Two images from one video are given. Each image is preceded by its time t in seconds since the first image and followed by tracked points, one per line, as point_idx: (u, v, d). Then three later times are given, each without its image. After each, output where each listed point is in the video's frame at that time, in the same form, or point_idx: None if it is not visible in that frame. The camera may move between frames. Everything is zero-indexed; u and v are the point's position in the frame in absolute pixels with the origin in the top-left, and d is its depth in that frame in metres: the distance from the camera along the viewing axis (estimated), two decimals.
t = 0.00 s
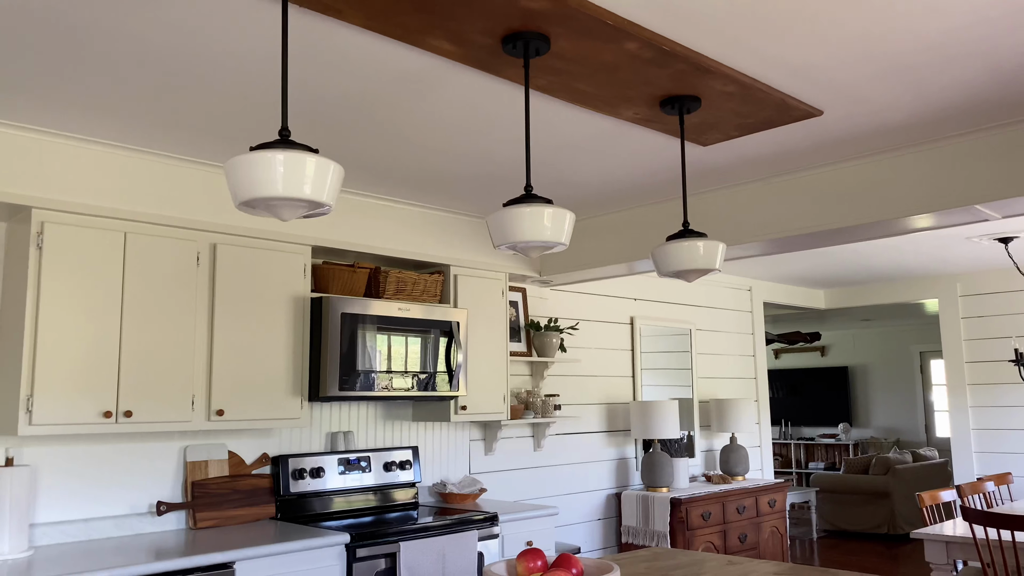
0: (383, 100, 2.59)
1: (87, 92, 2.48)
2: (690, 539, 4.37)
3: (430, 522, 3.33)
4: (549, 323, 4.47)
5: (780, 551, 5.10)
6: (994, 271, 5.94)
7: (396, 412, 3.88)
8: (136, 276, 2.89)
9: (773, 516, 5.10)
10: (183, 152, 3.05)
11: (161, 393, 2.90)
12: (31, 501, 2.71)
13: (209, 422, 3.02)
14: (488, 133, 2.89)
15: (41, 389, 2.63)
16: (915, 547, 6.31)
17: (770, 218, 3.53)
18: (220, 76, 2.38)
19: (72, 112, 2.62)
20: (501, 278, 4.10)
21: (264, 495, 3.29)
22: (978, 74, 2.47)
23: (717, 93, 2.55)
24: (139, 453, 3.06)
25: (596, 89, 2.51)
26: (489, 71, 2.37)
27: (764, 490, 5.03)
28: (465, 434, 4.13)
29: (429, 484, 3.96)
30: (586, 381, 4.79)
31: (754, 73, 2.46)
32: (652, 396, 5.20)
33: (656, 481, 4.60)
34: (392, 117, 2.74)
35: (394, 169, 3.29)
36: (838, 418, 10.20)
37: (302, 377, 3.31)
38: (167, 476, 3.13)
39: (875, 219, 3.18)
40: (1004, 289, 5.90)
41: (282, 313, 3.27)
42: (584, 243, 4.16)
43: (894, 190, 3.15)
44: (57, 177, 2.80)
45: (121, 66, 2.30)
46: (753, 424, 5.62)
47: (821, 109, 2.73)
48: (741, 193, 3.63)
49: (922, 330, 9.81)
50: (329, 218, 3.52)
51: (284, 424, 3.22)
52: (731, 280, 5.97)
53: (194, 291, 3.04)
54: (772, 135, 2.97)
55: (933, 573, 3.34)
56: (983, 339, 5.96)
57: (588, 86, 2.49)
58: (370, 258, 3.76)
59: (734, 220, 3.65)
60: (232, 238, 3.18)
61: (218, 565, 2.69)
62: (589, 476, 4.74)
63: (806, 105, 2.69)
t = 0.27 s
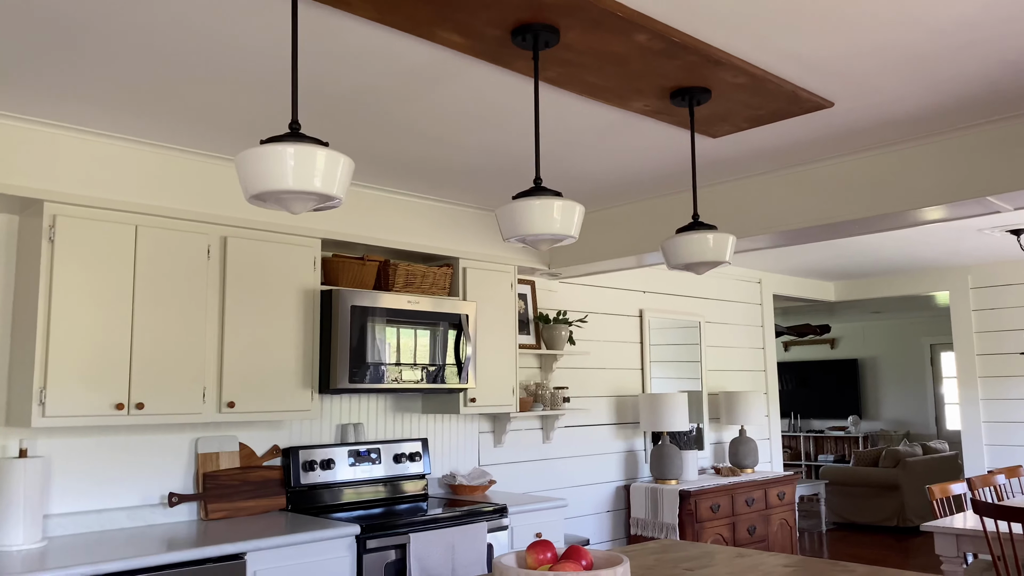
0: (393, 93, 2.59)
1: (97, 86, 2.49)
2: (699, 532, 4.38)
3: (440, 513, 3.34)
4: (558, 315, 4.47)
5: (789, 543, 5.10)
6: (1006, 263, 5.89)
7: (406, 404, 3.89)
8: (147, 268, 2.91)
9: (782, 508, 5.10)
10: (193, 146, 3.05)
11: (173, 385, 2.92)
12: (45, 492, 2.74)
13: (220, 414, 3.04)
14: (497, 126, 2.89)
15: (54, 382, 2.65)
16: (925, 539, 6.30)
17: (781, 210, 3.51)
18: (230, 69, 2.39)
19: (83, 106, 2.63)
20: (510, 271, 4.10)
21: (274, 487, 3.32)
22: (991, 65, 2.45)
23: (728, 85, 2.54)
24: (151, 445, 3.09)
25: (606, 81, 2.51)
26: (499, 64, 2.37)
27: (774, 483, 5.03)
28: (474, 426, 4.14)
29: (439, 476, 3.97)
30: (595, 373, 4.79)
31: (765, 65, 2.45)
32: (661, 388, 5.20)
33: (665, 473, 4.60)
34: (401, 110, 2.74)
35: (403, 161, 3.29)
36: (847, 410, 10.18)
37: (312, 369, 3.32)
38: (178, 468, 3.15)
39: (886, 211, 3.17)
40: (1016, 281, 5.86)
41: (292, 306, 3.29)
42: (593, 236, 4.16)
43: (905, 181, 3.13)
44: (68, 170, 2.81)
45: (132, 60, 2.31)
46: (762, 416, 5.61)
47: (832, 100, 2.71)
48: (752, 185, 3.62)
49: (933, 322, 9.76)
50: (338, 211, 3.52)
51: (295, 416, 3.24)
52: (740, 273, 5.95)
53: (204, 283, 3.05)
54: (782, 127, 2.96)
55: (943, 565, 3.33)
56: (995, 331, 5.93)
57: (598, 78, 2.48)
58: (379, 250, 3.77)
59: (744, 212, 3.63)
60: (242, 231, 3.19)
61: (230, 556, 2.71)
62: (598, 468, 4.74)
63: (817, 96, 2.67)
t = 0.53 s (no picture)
0: (404, 83, 2.59)
1: (110, 78, 2.49)
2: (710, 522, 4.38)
3: (452, 503, 3.36)
4: (570, 306, 4.47)
5: (801, 534, 5.10)
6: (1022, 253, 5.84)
7: (418, 394, 3.90)
8: (161, 259, 2.92)
9: (794, 499, 5.09)
10: (206, 137, 3.06)
11: (187, 375, 2.94)
12: (61, 481, 2.77)
13: (234, 404, 3.06)
14: (509, 116, 2.88)
15: (70, 372, 2.67)
16: (937, 530, 6.29)
17: (794, 200, 3.49)
18: (242, 61, 2.39)
19: (97, 98, 2.64)
20: (522, 262, 4.10)
21: (288, 476, 3.34)
22: (1008, 53, 2.42)
23: (741, 74, 2.52)
24: (166, 435, 3.11)
25: (618, 70, 2.49)
26: (510, 54, 2.36)
27: (785, 474, 5.03)
28: (486, 416, 4.15)
29: (451, 465, 3.99)
30: (607, 364, 4.79)
31: (778, 54, 2.43)
32: (673, 379, 5.19)
33: (676, 464, 4.60)
34: (413, 101, 2.74)
35: (414, 152, 3.29)
36: (860, 401, 10.15)
37: (324, 360, 3.34)
38: (193, 457, 3.18)
39: (900, 201, 3.15)
40: None
41: (305, 297, 3.30)
42: (605, 226, 4.15)
43: (919, 171, 3.11)
44: (83, 162, 2.83)
45: (145, 52, 2.31)
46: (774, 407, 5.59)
47: (846, 89, 2.69)
48: (765, 175, 3.60)
49: (946, 313, 9.70)
50: (350, 202, 3.53)
51: (308, 406, 3.26)
52: (753, 263, 5.93)
53: (218, 274, 3.06)
54: (796, 116, 2.94)
55: (956, 557, 3.32)
56: (1009, 322, 5.88)
57: (610, 68, 2.47)
58: (391, 242, 3.77)
59: (757, 202, 3.61)
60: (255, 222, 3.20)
61: (244, 545, 2.74)
62: (610, 459, 4.75)
63: (831, 86, 2.65)
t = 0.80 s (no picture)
0: (419, 72, 2.58)
1: (126, 69, 2.50)
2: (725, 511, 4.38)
3: (467, 491, 3.37)
4: (584, 295, 4.46)
5: (816, 523, 5.09)
6: None
7: (433, 383, 3.92)
8: (178, 249, 2.94)
9: (809, 488, 5.08)
10: (222, 127, 3.07)
11: (203, 364, 2.96)
12: (80, 469, 2.80)
13: (251, 392, 3.08)
14: (524, 104, 2.87)
15: (88, 360, 2.70)
16: (953, 520, 6.26)
17: (810, 188, 3.46)
18: (256, 50, 2.39)
19: (113, 88, 2.66)
20: (536, 251, 4.09)
21: (304, 464, 3.36)
22: None
23: (758, 61, 2.50)
24: (183, 423, 3.14)
25: (634, 57, 2.48)
26: (525, 41, 2.35)
27: (800, 463, 5.02)
28: (500, 405, 4.16)
29: (465, 454, 4.00)
30: (621, 353, 4.79)
31: (796, 41, 2.41)
32: (687, 368, 5.18)
33: (691, 453, 4.60)
34: (427, 89, 2.73)
35: (428, 141, 3.28)
36: (875, 390, 10.10)
37: (340, 348, 3.35)
38: (210, 445, 3.20)
39: (918, 189, 3.12)
40: None
41: (320, 286, 3.31)
42: (620, 215, 4.14)
43: (937, 158, 3.08)
44: (100, 151, 2.84)
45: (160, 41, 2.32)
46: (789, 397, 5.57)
47: (864, 76, 2.66)
48: (781, 163, 3.57)
49: (964, 302, 9.62)
50: (365, 191, 3.53)
51: (323, 394, 3.27)
52: (768, 252, 5.89)
53: (234, 264, 3.08)
54: (813, 103, 2.91)
55: (973, 547, 3.30)
56: None
57: (626, 55, 2.46)
58: (405, 231, 3.78)
59: (773, 190, 3.59)
60: (270, 212, 3.21)
61: (261, 532, 2.77)
62: (624, 448, 4.75)
63: (849, 72, 2.62)
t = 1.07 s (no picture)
0: (435, 59, 2.58)
1: (144, 57, 2.51)
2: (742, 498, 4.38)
3: (483, 477, 3.38)
4: (600, 283, 4.46)
5: (833, 511, 5.08)
6: None
7: (449, 370, 3.93)
8: (196, 236, 2.95)
9: (826, 475, 5.07)
10: (239, 115, 3.08)
11: (223, 351, 2.98)
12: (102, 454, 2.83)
13: (269, 379, 3.10)
14: (540, 90, 2.86)
15: (109, 347, 2.72)
16: (972, 508, 6.23)
17: (829, 174, 3.43)
18: (273, 37, 2.39)
19: (131, 76, 2.67)
20: (552, 238, 4.08)
21: (323, 450, 3.39)
22: None
23: (777, 45, 2.47)
24: (203, 409, 3.17)
25: (652, 42, 2.46)
26: (542, 27, 2.33)
27: (818, 450, 5.00)
28: (516, 392, 4.17)
29: (482, 440, 4.02)
30: (637, 341, 4.78)
31: (816, 24, 2.38)
32: (704, 356, 5.17)
33: (707, 440, 4.59)
34: (443, 76, 2.72)
35: (444, 128, 3.28)
36: (893, 378, 10.03)
37: (357, 335, 3.36)
38: (229, 431, 3.23)
39: (939, 175, 3.08)
40: None
41: (338, 273, 3.32)
42: (636, 202, 4.12)
43: (959, 143, 3.04)
44: (119, 140, 2.86)
45: (177, 29, 2.32)
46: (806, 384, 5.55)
47: (886, 60, 2.63)
48: (799, 148, 3.54)
49: (984, 288, 9.52)
50: (381, 179, 3.53)
51: (341, 381, 3.29)
52: (785, 239, 5.85)
53: (252, 251, 3.09)
54: (833, 88, 2.88)
55: (993, 534, 3.27)
56: None
57: (643, 39, 2.44)
58: (421, 218, 3.78)
59: (792, 176, 3.56)
60: (287, 199, 3.22)
61: (281, 517, 2.80)
62: (640, 435, 4.75)
63: (870, 56, 2.59)
